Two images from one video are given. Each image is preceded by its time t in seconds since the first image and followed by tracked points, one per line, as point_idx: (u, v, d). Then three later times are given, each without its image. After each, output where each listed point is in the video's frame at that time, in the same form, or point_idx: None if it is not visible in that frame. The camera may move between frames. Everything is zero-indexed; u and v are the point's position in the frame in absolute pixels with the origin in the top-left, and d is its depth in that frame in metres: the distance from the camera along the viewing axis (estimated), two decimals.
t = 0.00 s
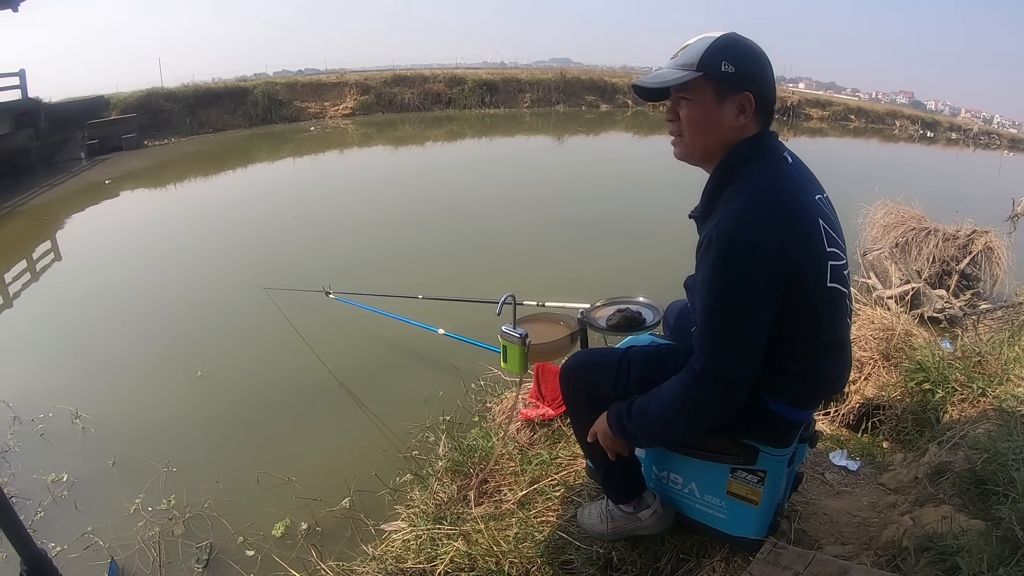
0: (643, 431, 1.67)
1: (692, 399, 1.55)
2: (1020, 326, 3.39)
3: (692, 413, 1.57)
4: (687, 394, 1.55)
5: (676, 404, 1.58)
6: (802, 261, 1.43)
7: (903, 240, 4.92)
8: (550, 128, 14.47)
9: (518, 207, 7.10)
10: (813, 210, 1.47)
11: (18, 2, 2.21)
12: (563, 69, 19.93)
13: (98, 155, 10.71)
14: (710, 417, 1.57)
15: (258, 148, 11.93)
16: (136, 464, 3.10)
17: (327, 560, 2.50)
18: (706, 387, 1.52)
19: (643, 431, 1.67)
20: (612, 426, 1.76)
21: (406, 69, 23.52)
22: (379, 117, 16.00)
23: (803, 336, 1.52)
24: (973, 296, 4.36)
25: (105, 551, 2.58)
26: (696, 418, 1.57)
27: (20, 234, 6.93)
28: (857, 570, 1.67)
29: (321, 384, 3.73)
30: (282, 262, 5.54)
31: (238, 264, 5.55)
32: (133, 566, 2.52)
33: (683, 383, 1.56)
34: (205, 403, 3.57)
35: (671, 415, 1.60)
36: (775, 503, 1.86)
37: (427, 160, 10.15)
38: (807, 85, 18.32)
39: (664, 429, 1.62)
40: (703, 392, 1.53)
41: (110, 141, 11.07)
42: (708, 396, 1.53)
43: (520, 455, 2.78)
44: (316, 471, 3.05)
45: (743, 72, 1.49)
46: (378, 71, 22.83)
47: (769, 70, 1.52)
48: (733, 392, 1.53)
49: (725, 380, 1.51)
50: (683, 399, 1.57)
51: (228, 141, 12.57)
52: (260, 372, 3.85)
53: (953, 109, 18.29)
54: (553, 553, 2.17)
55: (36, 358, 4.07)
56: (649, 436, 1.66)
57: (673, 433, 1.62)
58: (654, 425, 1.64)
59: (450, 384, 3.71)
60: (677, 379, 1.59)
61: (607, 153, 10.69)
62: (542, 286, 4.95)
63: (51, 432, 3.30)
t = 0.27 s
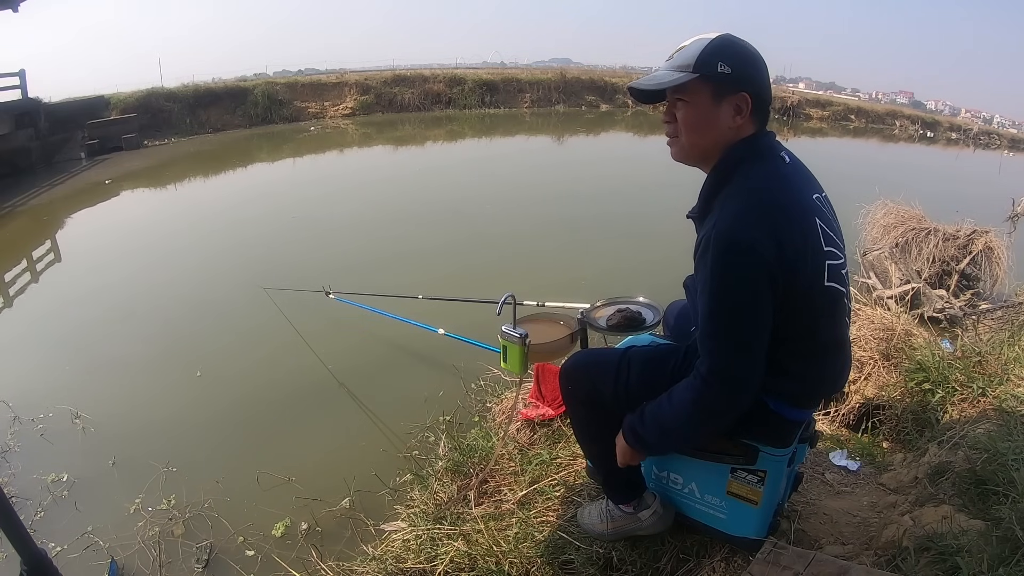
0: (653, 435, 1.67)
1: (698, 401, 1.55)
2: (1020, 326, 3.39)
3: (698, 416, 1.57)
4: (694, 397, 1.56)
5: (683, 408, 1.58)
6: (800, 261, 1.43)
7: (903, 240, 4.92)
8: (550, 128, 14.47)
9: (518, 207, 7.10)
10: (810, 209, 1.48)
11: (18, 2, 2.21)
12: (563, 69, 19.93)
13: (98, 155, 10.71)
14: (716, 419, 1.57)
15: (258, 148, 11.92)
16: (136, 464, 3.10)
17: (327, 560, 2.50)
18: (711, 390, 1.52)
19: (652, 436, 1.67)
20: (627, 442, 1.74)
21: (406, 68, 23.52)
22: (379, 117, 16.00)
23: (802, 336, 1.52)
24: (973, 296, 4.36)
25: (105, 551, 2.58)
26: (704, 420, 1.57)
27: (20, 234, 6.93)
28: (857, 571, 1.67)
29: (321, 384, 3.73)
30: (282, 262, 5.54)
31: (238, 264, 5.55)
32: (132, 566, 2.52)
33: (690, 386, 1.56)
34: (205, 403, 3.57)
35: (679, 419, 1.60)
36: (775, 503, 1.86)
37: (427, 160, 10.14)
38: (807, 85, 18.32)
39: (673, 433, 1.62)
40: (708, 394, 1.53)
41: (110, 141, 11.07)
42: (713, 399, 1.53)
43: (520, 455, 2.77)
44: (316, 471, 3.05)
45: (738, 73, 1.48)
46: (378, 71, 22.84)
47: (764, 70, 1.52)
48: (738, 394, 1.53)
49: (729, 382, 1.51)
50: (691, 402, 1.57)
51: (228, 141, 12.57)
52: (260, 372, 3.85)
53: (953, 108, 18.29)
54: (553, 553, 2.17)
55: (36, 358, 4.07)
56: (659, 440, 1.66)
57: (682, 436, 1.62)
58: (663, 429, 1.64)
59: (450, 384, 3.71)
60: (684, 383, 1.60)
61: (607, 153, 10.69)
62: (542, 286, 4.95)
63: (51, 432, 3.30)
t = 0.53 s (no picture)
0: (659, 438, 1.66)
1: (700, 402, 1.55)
2: (1021, 326, 3.39)
3: (701, 417, 1.57)
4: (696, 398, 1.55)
5: (686, 409, 1.58)
6: (800, 260, 1.43)
7: (903, 240, 4.93)
8: (550, 128, 14.47)
9: (518, 207, 7.10)
10: (810, 209, 1.47)
11: (19, 3, 2.20)
12: (563, 69, 19.93)
13: (98, 155, 10.71)
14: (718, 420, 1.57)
15: (258, 148, 11.92)
16: (136, 464, 3.10)
17: (327, 560, 2.50)
18: (713, 390, 1.52)
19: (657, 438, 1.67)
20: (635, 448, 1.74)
21: (406, 68, 23.51)
22: (378, 117, 16.00)
23: (803, 336, 1.52)
24: (973, 296, 4.36)
25: (105, 551, 2.58)
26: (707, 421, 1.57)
27: (19, 234, 6.93)
28: (857, 570, 1.67)
29: (321, 384, 3.73)
30: (282, 262, 5.54)
31: (238, 264, 5.55)
32: (132, 566, 2.52)
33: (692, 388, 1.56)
34: (205, 403, 3.56)
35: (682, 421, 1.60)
36: (775, 503, 1.86)
37: (427, 160, 10.14)
38: (807, 85, 18.31)
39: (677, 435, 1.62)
40: (710, 395, 1.53)
41: (110, 141, 11.07)
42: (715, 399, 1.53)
43: (520, 455, 2.78)
44: (316, 471, 3.05)
45: (735, 73, 1.48)
46: (378, 71, 22.83)
47: (761, 69, 1.52)
48: (740, 395, 1.53)
49: (731, 383, 1.51)
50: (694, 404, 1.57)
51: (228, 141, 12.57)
52: (260, 372, 3.85)
53: (953, 108, 18.29)
54: (553, 553, 2.17)
55: (36, 358, 4.08)
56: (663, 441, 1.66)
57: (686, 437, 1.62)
58: (667, 430, 1.64)
59: (450, 384, 3.70)
60: (686, 384, 1.59)
61: (607, 153, 10.69)
62: (542, 286, 4.95)
63: (51, 432, 3.30)
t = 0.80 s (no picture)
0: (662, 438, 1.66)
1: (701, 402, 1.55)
2: (1020, 326, 3.39)
3: (702, 417, 1.57)
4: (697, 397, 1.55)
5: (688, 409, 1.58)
6: (798, 260, 1.43)
7: (903, 240, 4.93)
8: (549, 128, 14.47)
9: (518, 207, 7.09)
10: (809, 208, 1.48)
11: (18, 2, 2.21)
12: (563, 69, 19.94)
13: (98, 155, 10.71)
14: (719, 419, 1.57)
15: (258, 148, 11.93)
16: (136, 464, 3.10)
17: (327, 560, 2.50)
18: (713, 390, 1.52)
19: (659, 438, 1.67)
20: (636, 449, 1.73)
21: (406, 68, 23.50)
22: (378, 117, 16.01)
23: (802, 335, 1.52)
24: (973, 296, 4.36)
25: (105, 551, 2.58)
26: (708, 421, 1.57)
27: (19, 234, 6.93)
28: (858, 570, 1.67)
29: (321, 384, 3.73)
30: (282, 262, 5.54)
31: (238, 264, 5.55)
32: (133, 566, 2.52)
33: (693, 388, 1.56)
34: (205, 403, 3.57)
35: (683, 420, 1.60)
36: (775, 503, 1.86)
37: (427, 160, 10.15)
38: (807, 85, 18.31)
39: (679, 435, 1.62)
40: (711, 395, 1.53)
41: (110, 141, 11.07)
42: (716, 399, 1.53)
43: (520, 455, 2.78)
44: (316, 471, 3.05)
45: (735, 73, 1.48)
46: (378, 71, 22.83)
47: (761, 69, 1.52)
48: (741, 394, 1.53)
49: (732, 382, 1.51)
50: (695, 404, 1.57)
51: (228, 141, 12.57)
52: (260, 372, 3.85)
53: (953, 108, 18.28)
54: (553, 553, 2.17)
55: (36, 358, 4.08)
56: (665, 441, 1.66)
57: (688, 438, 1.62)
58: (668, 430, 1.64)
59: (449, 384, 3.70)
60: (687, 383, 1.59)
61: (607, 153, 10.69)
62: (542, 286, 4.95)
63: (51, 432, 3.30)
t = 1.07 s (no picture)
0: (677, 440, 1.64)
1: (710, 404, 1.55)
2: (1020, 326, 3.39)
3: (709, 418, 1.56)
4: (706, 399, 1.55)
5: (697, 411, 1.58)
6: (799, 259, 1.43)
7: (903, 240, 4.93)
8: (549, 128, 14.47)
9: (518, 207, 7.09)
10: (809, 208, 1.48)
11: (18, 3, 2.21)
12: (563, 69, 19.94)
13: (98, 155, 10.71)
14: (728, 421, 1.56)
15: (258, 148, 11.93)
16: (136, 464, 3.10)
17: (327, 560, 2.50)
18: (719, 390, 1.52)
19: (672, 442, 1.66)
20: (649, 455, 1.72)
21: (406, 68, 23.51)
22: (379, 117, 16.01)
23: (803, 334, 1.52)
24: (973, 296, 4.36)
25: (105, 551, 2.58)
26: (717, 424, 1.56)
27: (19, 234, 6.93)
28: (857, 570, 1.67)
29: (321, 384, 3.73)
30: (282, 262, 5.54)
31: (238, 264, 5.55)
32: (132, 566, 2.52)
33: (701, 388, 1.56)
34: (204, 403, 3.57)
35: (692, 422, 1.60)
36: (775, 503, 1.86)
37: (427, 160, 10.15)
38: (807, 85, 18.32)
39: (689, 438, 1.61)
40: (716, 395, 1.53)
41: (110, 141, 11.07)
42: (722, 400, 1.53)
43: (520, 455, 2.78)
44: (316, 471, 3.05)
45: (733, 72, 1.48)
46: (378, 71, 22.83)
47: (760, 68, 1.52)
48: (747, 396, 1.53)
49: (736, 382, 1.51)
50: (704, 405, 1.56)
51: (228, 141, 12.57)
52: (260, 372, 3.85)
53: (953, 108, 18.28)
54: (553, 553, 2.17)
55: (36, 358, 4.08)
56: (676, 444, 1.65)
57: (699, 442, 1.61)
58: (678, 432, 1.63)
59: (449, 384, 3.70)
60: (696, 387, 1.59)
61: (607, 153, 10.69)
62: (542, 286, 4.95)
63: (51, 432, 3.30)
